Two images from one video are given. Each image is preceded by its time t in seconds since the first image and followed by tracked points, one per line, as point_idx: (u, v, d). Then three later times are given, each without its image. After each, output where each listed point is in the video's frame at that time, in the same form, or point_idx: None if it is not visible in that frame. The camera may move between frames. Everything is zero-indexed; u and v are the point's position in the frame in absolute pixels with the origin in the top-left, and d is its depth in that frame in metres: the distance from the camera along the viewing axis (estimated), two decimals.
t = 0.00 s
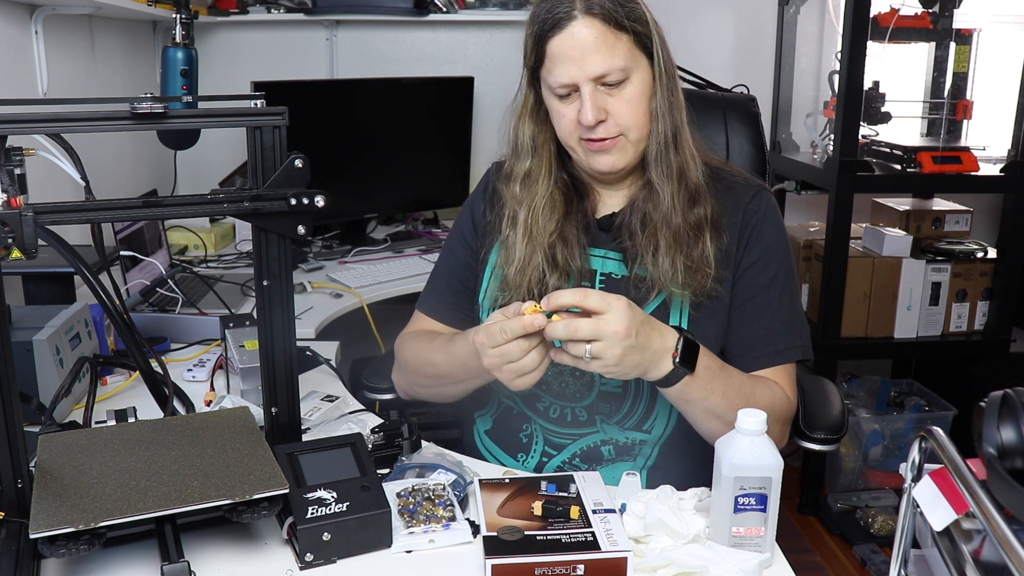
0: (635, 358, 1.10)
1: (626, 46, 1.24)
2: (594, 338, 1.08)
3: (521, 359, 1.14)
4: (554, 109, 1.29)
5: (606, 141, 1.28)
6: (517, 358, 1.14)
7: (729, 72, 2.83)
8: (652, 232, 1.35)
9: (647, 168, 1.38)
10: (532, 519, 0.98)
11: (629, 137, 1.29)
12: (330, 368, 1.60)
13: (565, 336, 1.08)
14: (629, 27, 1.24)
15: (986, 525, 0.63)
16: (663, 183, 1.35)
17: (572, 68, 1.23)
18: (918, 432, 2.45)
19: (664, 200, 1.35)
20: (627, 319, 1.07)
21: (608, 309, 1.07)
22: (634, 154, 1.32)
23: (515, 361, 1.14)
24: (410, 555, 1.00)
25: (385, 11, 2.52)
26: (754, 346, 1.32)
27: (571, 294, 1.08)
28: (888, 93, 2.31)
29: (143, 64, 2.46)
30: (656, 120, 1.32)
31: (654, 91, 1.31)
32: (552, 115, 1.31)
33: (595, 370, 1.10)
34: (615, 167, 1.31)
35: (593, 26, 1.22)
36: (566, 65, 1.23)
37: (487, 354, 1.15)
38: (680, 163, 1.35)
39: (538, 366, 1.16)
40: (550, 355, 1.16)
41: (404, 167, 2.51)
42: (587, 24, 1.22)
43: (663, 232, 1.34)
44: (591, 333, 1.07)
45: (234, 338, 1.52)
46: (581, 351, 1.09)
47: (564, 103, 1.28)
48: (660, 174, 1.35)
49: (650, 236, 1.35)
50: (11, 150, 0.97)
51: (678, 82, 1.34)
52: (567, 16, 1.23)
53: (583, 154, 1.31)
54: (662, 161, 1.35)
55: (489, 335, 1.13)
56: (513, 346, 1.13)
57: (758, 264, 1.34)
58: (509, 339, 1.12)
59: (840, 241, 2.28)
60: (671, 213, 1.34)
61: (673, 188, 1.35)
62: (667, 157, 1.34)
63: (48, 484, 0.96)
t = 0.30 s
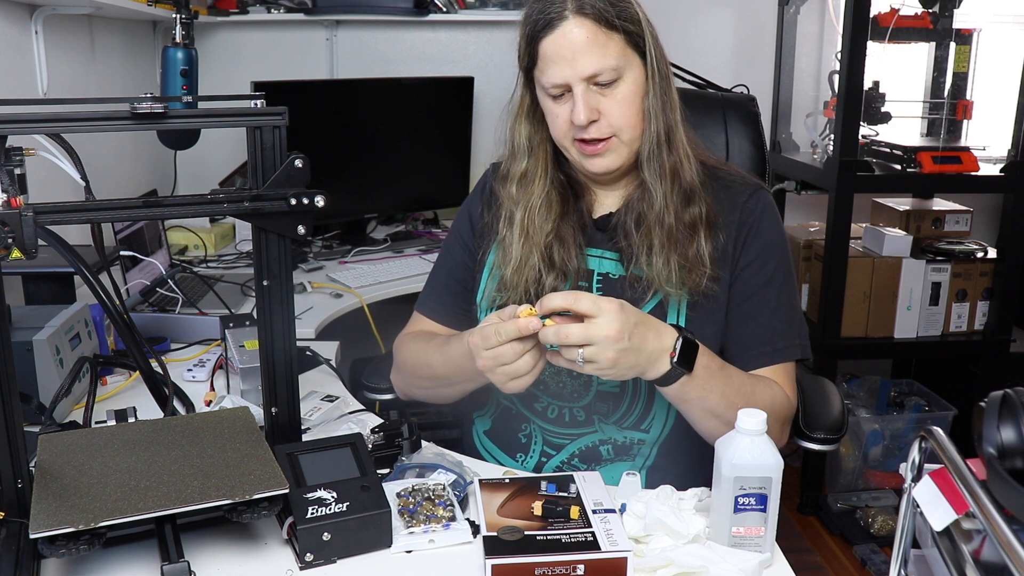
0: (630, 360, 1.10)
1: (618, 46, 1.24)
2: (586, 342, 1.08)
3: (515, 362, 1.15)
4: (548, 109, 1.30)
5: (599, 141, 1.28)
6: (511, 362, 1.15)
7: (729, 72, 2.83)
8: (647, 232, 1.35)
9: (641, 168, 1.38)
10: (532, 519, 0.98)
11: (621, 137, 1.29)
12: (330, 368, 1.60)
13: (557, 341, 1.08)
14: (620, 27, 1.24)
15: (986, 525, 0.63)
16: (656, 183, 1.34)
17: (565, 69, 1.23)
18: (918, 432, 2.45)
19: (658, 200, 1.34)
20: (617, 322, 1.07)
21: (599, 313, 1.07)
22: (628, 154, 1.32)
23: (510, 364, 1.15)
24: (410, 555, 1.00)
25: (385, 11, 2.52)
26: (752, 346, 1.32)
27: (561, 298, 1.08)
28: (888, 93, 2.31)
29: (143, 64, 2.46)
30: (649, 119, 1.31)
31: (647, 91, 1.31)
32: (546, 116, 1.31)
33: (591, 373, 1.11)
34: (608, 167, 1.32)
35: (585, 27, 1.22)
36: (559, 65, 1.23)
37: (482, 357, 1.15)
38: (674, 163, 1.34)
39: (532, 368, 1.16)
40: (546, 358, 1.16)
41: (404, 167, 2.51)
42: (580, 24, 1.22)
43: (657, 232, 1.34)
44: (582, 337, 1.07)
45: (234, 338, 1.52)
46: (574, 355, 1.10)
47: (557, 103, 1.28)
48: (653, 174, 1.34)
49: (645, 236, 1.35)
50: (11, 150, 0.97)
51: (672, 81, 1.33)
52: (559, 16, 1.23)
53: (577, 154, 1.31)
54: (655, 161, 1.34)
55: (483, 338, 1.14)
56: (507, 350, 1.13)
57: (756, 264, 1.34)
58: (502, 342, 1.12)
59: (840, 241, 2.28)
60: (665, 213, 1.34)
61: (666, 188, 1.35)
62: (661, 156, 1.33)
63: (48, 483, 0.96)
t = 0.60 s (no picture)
0: (631, 361, 1.11)
1: (613, 47, 1.24)
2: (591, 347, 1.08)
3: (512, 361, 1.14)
4: (544, 109, 1.30)
5: (593, 142, 1.29)
6: (507, 361, 1.14)
7: (729, 72, 2.83)
8: (643, 232, 1.35)
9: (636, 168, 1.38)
10: (532, 519, 0.98)
11: (615, 137, 1.29)
12: (330, 368, 1.60)
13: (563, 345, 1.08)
14: (615, 28, 1.24)
15: (986, 525, 0.63)
16: (651, 184, 1.34)
17: (560, 68, 1.23)
18: (918, 432, 2.45)
19: (654, 200, 1.34)
20: (624, 326, 1.07)
21: (606, 318, 1.07)
22: (623, 154, 1.32)
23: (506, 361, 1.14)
24: (410, 555, 1.00)
25: (385, 11, 2.52)
26: (752, 346, 1.32)
27: (570, 311, 1.06)
28: (888, 93, 2.31)
29: (143, 64, 2.46)
30: (644, 120, 1.31)
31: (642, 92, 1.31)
32: (541, 115, 1.32)
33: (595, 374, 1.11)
34: (603, 167, 1.32)
35: (580, 26, 1.22)
36: (554, 65, 1.24)
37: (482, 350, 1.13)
38: (669, 164, 1.35)
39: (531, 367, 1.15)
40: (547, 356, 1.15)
41: (404, 167, 2.51)
42: (576, 25, 1.22)
43: (653, 233, 1.34)
44: (589, 341, 1.07)
45: (234, 338, 1.52)
46: (580, 358, 1.10)
47: (552, 103, 1.28)
48: (648, 175, 1.34)
49: (640, 236, 1.35)
50: (11, 150, 0.97)
51: (669, 81, 1.33)
52: (555, 16, 1.23)
53: (572, 154, 1.31)
54: (650, 161, 1.34)
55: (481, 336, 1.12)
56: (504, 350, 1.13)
57: (754, 264, 1.34)
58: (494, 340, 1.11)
59: (840, 241, 2.28)
60: (660, 214, 1.34)
61: (661, 189, 1.35)
62: (656, 158, 1.33)
63: (48, 483, 0.96)
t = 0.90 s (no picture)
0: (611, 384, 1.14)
1: (614, 52, 1.25)
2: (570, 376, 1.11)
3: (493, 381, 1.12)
4: (544, 109, 1.30)
5: (591, 144, 1.29)
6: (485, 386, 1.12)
7: (729, 72, 2.82)
8: (642, 236, 1.35)
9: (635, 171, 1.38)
10: (532, 519, 0.98)
11: (613, 141, 1.29)
12: (331, 368, 1.60)
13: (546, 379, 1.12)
14: (617, 32, 1.24)
15: (986, 525, 0.63)
16: (649, 188, 1.34)
17: (560, 70, 1.24)
18: (918, 432, 2.45)
19: (653, 206, 1.35)
20: (599, 349, 1.10)
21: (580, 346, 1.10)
22: (621, 157, 1.33)
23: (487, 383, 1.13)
24: (409, 555, 1.00)
25: (385, 11, 2.52)
26: (752, 347, 1.32)
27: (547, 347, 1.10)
28: (888, 93, 2.31)
29: (143, 64, 2.46)
30: (643, 125, 1.31)
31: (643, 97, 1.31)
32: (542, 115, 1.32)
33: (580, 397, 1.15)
34: (600, 170, 1.32)
35: (582, 30, 1.22)
36: (554, 66, 1.24)
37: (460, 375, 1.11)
38: (669, 169, 1.35)
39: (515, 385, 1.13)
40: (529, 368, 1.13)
41: (404, 167, 2.51)
42: (578, 28, 1.22)
43: (652, 237, 1.34)
44: (567, 370, 1.10)
45: (234, 338, 1.52)
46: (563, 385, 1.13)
47: (552, 103, 1.28)
48: (647, 179, 1.34)
49: (639, 240, 1.35)
50: (11, 150, 0.97)
51: (670, 87, 1.33)
52: (557, 18, 1.23)
53: (570, 155, 1.32)
54: (650, 166, 1.34)
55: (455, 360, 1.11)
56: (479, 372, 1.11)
57: (754, 266, 1.34)
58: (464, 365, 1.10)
59: (840, 241, 2.28)
60: (659, 219, 1.34)
61: (660, 194, 1.35)
62: (655, 163, 1.33)
63: (47, 483, 0.96)
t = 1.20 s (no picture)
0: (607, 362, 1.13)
1: (616, 54, 1.25)
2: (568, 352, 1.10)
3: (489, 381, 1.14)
4: (545, 108, 1.30)
5: (591, 145, 1.29)
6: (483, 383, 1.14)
7: (729, 72, 2.83)
8: (642, 237, 1.35)
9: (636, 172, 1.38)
10: (532, 519, 0.98)
11: (612, 142, 1.29)
12: (331, 368, 1.60)
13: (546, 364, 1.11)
14: (620, 34, 1.24)
15: (986, 525, 0.63)
16: (649, 190, 1.35)
17: (561, 70, 1.24)
18: (918, 431, 2.45)
19: (652, 208, 1.35)
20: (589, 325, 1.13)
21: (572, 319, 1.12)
22: (621, 158, 1.33)
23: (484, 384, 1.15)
24: (409, 555, 1.00)
25: (385, 11, 2.52)
26: (749, 345, 1.32)
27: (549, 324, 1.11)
28: (888, 93, 2.31)
29: (143, 64, 2.46)
30: (644, 128, 1.31)
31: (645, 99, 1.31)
32: (543, 114, 1.32)
33: (578, 382, 1.09)
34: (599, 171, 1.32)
35: (585, 31, 1.22)
36: (556, 66, 1.24)
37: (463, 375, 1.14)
38: (670, 171, 1.35)
39: (511, 390, 1.15)
40: (529, 374, 1.14)
41: (404, 167, 2.51)
42: (581, 29, 1.22)
43: (651, 239, 1.34)
44: (564, 340, 1.10)
45: (234, 338, 1.52)
46: (561, 364, 1.10)
47: (553, 103, 1.29)
48: (647, 181, 1.34)
49: (638, 241, 1.35)
50: (11, 150, 0.98)
51: (673, 89, 1.32)
52: (561, 19, 1.23)
53: (570, 155, 1.32)
54: (651, 168, 1.34)
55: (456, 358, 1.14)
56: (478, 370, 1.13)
57: (752, 267, 1.34)
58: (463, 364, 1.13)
59: (840, 241, 2.28)
60: (659, 221, 1.34)
61: (660, 196, 1.35)
62: (656, 165, 1.33)
63: (47, 483, 0.97)
